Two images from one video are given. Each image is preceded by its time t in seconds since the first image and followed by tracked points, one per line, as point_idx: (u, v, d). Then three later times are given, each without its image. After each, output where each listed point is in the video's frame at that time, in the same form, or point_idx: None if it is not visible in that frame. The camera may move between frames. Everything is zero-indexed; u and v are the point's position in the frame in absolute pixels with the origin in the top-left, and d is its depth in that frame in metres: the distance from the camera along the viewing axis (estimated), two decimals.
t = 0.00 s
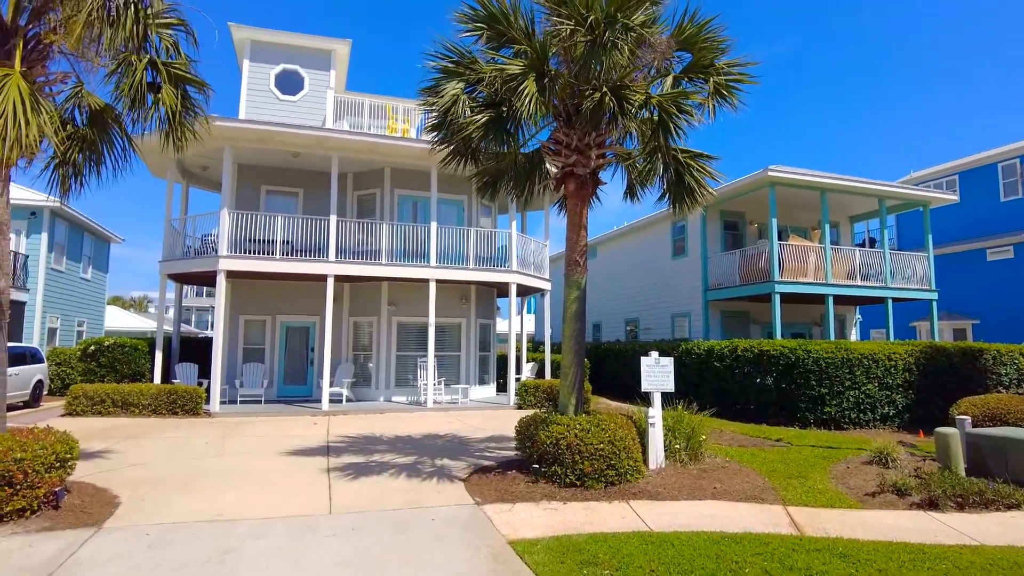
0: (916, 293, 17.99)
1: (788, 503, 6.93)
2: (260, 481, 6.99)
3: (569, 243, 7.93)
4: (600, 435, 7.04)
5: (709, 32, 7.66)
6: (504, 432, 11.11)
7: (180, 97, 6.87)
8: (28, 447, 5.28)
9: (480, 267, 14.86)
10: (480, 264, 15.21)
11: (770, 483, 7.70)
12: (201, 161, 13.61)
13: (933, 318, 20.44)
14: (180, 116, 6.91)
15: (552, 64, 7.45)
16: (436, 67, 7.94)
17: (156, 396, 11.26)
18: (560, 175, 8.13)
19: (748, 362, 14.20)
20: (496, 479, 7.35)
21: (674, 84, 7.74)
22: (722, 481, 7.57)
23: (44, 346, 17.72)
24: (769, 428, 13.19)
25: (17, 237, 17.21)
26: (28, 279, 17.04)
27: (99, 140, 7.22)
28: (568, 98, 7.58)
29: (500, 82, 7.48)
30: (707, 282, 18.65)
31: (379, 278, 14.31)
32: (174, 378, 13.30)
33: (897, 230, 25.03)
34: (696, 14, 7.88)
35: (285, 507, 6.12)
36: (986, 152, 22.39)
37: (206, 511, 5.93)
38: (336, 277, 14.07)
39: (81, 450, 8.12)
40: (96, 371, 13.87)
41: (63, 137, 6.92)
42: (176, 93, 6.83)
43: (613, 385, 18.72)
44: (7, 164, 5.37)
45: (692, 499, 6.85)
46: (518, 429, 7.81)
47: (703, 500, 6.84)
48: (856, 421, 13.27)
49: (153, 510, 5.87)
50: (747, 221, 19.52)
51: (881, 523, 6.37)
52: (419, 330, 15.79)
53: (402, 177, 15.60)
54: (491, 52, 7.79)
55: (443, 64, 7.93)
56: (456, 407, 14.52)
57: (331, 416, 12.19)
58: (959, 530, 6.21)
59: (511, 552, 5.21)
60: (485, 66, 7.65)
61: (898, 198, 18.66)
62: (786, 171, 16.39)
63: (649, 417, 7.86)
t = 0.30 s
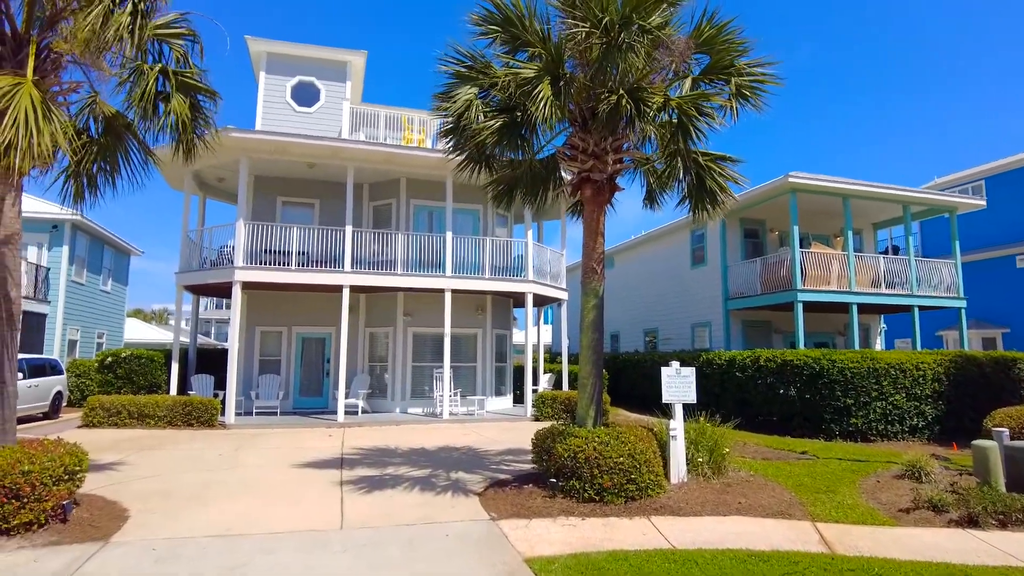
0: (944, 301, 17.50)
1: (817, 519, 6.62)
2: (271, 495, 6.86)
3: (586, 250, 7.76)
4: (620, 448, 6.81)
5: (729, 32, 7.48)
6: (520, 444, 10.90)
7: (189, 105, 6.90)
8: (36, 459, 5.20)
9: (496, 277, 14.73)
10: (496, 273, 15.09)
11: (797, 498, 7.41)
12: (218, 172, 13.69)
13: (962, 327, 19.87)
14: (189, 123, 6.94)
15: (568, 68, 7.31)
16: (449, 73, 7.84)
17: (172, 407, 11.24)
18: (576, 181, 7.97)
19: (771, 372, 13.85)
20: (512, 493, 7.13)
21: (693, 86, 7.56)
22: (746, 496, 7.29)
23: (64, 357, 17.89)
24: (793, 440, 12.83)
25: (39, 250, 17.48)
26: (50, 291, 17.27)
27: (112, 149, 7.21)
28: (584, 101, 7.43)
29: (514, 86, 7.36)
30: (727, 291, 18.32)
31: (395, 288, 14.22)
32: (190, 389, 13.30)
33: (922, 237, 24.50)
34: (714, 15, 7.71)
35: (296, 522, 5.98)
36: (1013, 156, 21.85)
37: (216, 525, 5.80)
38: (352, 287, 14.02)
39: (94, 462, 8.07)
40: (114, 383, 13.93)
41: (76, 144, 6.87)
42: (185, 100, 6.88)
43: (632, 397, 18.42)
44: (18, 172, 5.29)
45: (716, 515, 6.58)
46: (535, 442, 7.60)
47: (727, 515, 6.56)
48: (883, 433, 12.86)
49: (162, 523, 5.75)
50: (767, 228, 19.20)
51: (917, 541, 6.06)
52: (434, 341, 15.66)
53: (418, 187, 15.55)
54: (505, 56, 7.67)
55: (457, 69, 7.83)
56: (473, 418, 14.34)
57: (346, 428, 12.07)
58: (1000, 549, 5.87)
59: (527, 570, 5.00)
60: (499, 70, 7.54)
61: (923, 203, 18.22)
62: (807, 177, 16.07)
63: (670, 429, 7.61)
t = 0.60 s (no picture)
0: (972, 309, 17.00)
1: (848, 537, 6.33)
2: (282, 509, 6.72)
3: (602, 256, 7.56)
4: (639, 462, 6.58)
5: (749, 33, 7.29)
6: (537, 457, 10.68)
7: (201, 113, 6.89)
8: (43, 473, 5.12)
9: (512, 287, 14.57)
10: (512, 283, 14.94)
11: (825, 514, 7.11)
12: (235, 184, 13.75)
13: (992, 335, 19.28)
14: (201, 132, 6.91)
15: (583, 72, 7.17)
16: (463, 77, 7.74)
17: (187, 419, 11.19)
18: (592, 187, 7.80)
19: (794, 383, 13.49)
20: (528, 509, 6.92)
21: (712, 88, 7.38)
22: (772, 512, 7.01)
23: (83, 369, 18.04)
24: (818, 453, 12.44)
25: (59, 262, 17.63)
26: (69, 304, 17.45)
27: (127, 158, 7.18)
28: (600, 105, 7.28)
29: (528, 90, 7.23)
30: (748, 300, 17.98)
31: (410, 299, 14.13)
32: (206, 401, 13.28)
33: (947, 243, 23.94)
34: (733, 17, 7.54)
35: (306, 537, 5.83)
36: None
37: (224, 540, 5.67)
38: (367, 298, 13.95)
39: (107, 475, 8.01)
40: (129, 395, 13.95)
41: (89, 156, 6.94)
42: (195, 109, 6.82)
43: (651, 408, 18.10)
44: (27, 181, 5.27)
45: (741, 532, 6.31)
46: (552, 455, 7.38)
47: (752, 533, 6.29)
48: (912, 446, 12.43)
49: (170, 538, 5.64)
50: (788, 236, 18.85)
51: (955, 561, 5.74)
52: (450, 352, 15.52)
53: (433, 198, 15.49)
54: (519, 60, 7.56)
55: (470, 73, 7.71)
56: (489, 431, 14.14)
57: (361, 440, 11.95)
58: None
59: None
60: (513, 75, 7.43)
61: (949, 209, 17.77)
62: (829, 183, 15.73)
63: (691, 443, 7.35)
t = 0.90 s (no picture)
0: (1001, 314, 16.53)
1: (879, 550, 6.05)
2: (294, 519, 6.59)
3: (620, 260, 7.38)
4: (659, 472, 6.36)
5: (770, 29, 7.10)
6: (553, 466, 10.48)
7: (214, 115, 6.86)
8: (52, 481, 5.05)
9: (527, 293, 14.42)
10: (528, 289, 14.79)
11: (854, 525, 6.83)
12: (250, 191, 13.80)
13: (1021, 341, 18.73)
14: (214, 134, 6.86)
15: (599, 72, 7.02)
16: (477, 79, 7.64)
17: (201, 426, 11.14)
18: (609, 189, 7.62)
19: (816, 390, 13.16)
20: (545, 520, 6.73)
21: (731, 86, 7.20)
22: (798, 523, 6.75)
23: (101, 377, 18.16)
24: (843, 462, 12.09)
25: (78, 271, 17.79)
26: (87, 312, 17.61)
27: (140, 163, 7.19)
28: (618, 105, 7.12)
29: (544, 90, 7.11)
30: (768, 306, 17.64)
31: (425, 305, 14.02)
32: (221, 410, 13.25)
33: (972, 247, 23.40)
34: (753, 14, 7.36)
35: (317, 547, 5.69)
36: None
37: (234, 550, 5.56)
38: (382, 305, 13.87)
39: (120, 483, 7.96)
40: (145, 403, 13.96)
41: (102, 161, 6.95)
42: (209, 110, 6.78)
43: (669, 416, 17.80)
44: (38, 185, 5.24)
45: (766, 544, 6.06)
46: (569, 465, 7.19)
47: (778, 545, 6.04)
48: (941, 455, 12.02)
49: (180, 548, 5.53)
50: (808, 240, 18.53)
51: None
52: (465, 359, 15.38)
53: (447, 204, 15.42)
54: (534, 61, 7.44)
55: (484, 75, 7.60)
56: (504, 439, 13.96)
57: (376, 448, 11.82)
58: None
59: None
60: (528, 76, 7.32)
61: (975, 212, 17.33)
62: (850, 186, 15.40)
63: (713, 452, 7.12)
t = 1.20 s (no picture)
0: None
1: (911, 562, 5.79)
2: (303, 526, 6.45)
3: (637, 260, 7.18)
4: (679, 480, 6.14)
5: (791, 23, 6.92)
6: (568, 473, 10.26)
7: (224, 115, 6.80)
8: (55, 487, 4.94)
9: (540, 297, 14.24)
10: (541, 293, 14.62)
11: (883, 536, 6.57)
12: (262, 196, 13.77)
13: None
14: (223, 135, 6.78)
15: (614, 68, 6.86)
16: (489, 78, 7.49)
17: (211, 432, 11.06)
18: (625, 188, 7.44)
19: (836, 396, 12.84)
20: (561, 529, 6.53)
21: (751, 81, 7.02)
22: (824, 533, 6.50)
23: (113, 382, 18.20)
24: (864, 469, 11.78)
25: (91, 276, 17.87)
26: (100, 317, 17.68)
27: (148, 166, 7.11)
28: (634, 102, 6.95)
29: (558, 88, 6.96)
30: (785, 310, 17.32)
31: (437, 309, 13.88)
32: (232, 415, 13.18)
33: (994, 250, 22.90)
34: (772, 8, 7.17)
35: (326, 556, 5.55)
36: None
37: (241, 558, 5.43)
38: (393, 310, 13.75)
39: (129, 489, 7.86)
40: (156, 408, 13.94)
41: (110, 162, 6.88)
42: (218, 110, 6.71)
43: (684, 422, 17.51)
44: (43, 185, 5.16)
45: (791, 555, 5.82)
46: (585, 472, 6.98)
47: (803, 556, 5.80)
48: (967, 462, 11.66)
49: (186, 556, 5.41)
50: (825, 243, 18.20)
51: None
52: (477, 364, 15.21)
53: (459, 208, 15.30)
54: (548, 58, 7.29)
55: (496, 73, 7.45)
56: (517, 445, 13.76)
57: (387, 454, 11.67)
58: None
59: None
60: (541, 74, 7.17)
61: (998, 213, 16.93)
62: (869, 188, 15.09)
63: (734, 459, 6.88)
